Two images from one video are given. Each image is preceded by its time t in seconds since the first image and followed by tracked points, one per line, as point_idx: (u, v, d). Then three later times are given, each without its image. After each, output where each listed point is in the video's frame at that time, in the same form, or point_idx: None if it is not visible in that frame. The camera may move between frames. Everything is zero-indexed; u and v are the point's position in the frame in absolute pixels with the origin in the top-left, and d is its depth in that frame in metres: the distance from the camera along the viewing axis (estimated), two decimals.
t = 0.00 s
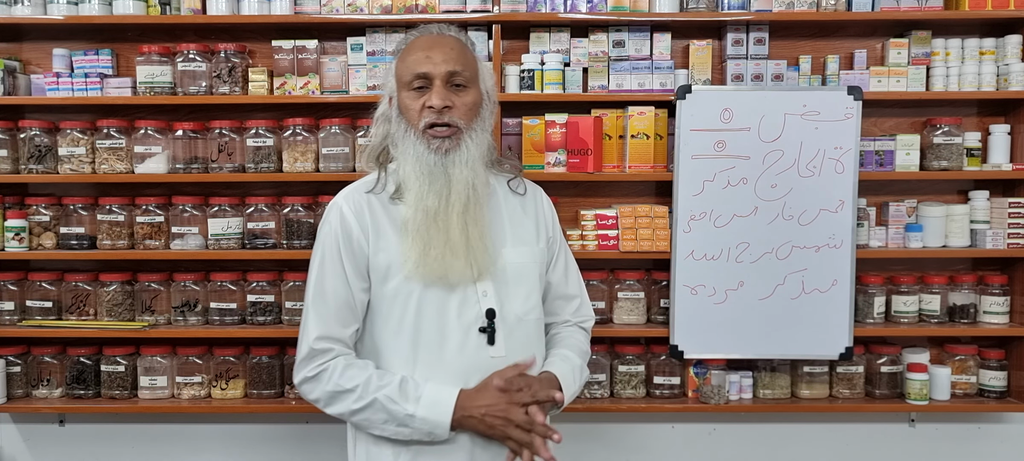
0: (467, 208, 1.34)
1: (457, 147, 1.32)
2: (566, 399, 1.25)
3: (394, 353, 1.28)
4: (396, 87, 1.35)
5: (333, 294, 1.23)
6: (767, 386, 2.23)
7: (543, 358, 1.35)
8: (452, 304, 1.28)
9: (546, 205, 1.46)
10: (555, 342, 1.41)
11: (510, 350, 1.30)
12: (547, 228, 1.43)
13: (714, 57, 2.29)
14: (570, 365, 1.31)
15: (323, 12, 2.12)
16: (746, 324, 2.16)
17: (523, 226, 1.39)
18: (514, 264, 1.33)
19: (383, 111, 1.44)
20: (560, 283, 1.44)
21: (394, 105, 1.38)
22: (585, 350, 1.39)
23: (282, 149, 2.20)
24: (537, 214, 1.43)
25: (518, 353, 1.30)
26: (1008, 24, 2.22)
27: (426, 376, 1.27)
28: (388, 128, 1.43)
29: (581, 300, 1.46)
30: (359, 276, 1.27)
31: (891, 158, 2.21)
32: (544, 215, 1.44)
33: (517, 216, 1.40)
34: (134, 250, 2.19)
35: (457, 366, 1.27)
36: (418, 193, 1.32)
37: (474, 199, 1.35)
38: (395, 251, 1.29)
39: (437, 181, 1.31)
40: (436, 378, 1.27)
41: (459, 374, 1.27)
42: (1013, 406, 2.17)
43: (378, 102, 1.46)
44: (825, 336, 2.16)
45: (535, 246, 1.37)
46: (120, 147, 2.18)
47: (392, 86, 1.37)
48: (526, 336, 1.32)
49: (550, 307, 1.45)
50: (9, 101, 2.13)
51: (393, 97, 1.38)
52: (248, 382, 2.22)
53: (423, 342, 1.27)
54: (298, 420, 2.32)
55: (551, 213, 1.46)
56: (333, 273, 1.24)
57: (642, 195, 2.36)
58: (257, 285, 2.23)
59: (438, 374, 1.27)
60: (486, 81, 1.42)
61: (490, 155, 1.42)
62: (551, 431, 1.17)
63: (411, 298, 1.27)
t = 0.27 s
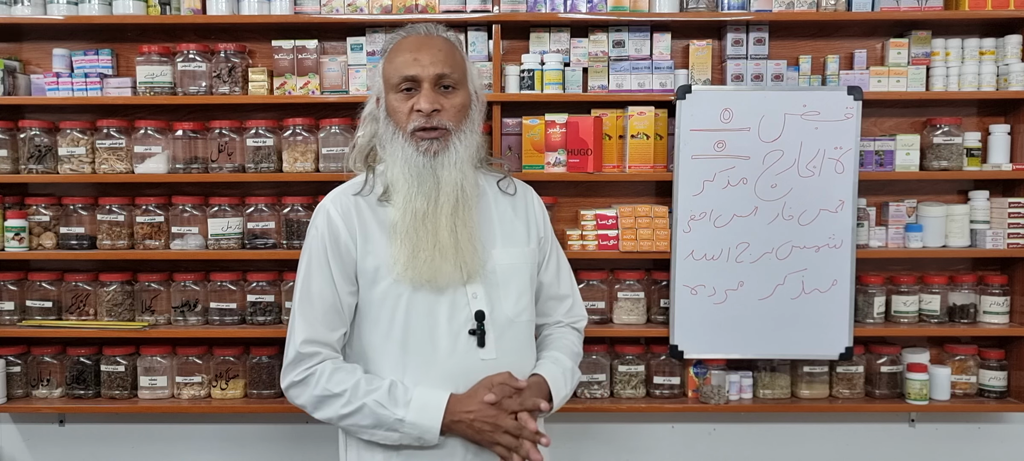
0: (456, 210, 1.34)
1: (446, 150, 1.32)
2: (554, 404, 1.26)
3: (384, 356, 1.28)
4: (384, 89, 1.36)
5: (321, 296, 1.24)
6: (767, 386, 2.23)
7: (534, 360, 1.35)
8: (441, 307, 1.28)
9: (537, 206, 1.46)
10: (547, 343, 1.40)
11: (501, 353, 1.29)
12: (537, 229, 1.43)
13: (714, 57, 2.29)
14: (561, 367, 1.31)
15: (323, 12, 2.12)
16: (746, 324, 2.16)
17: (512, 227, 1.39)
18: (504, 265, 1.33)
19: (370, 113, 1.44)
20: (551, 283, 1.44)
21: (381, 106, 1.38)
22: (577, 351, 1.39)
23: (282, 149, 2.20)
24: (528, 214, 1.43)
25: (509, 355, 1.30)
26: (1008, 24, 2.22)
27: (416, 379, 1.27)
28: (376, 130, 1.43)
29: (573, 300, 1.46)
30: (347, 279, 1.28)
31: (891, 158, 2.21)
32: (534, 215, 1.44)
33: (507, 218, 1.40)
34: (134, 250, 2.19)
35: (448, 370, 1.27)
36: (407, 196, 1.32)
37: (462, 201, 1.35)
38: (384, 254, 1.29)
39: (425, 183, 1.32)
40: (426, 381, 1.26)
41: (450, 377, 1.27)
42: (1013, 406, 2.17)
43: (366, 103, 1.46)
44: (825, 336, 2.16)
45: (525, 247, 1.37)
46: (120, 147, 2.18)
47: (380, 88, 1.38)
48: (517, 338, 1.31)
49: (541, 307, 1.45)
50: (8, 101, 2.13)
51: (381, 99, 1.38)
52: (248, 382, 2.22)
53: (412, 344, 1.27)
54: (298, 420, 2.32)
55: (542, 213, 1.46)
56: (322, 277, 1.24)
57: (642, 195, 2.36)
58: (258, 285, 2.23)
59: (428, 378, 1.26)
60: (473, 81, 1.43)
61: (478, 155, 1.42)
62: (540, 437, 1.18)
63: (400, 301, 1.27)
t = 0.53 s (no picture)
0: (453, 211, 1.34)
1: (442, 151, 1.32)
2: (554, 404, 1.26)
3: (383, 359, 1.27)
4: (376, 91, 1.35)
5: (319, 299, 1.23)
6: (767, 386, 2.23)
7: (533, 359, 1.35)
8: (439, 307, 1.28)
9: (532, 205, 1.46)
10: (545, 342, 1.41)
11: (500, 352, 1.29)
12: (533, 228, 1.43)
13: (714, 57, 2.29)
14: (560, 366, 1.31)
15: (322, 12, 2.12)
16: (746, 324, 2.16)
17: (508, 227, 1.39)
18: (500, 265, 1.33)
19: (364, 115, 1.44)
20: (548, 282, 1.44)
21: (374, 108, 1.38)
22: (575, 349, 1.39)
23: (282, 149, 2.20)
24: (523, 214, 1.43)
25: (508, 355, 1.30)
26: (1009, 24, 2.22)
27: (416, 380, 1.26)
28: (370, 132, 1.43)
29: (569, 299, 1.46)
30: (345, 281, 1.28)
31: (891, 158, 2.21)
32: (529, 214, 1.44)
33: (503, 218, 1.40)
34: (134, 250, 2.19)
35: (448, 370, 1.27)
36: (404, 197, 1.32)
37: (457, 202, 1.35)
38: (381, 256, 1.29)
39: (422, 184, 1.32)
40: (426, 382, 1.26)
41: (450, 377, 1.27)
42: (1013, 406, 2.17)
43: (359, 105, 1.46)
44: (825, 336, 2.16)
45: (521, 246, 1.37)
46: (120, 147, 2.18)
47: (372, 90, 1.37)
48: (515, 337, 1.31)
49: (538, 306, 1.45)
50: (8, 101, 2.13)
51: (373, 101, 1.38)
52: (248, 382, 2.22)
53: (411, 346, 1.27)
54: (298, 420, 2.32)
55: (537, 211, 1.46)
56: (319, 279, 1.24)
57: (642, 195, 2.36)
58: (257, 285, 2.23)
59: (428, 379, 1.26)
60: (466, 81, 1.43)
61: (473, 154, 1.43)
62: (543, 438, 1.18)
63: (398, 303, 1.27)
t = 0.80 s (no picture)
0: (453, 210, 1.34)
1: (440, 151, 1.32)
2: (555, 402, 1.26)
3: (383, 359, 1.27)
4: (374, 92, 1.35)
5: (319, 299, 1.23)
6: (767, 386, 2.23)
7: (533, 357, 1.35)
8: (439, 307, 1.28)
9: (530, 204, 1.46)
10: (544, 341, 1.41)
11: (500, 352, 1.29)
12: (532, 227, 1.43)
13: (714, 57, 2.29)
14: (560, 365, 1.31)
15: (323, 12, 2.12)
16: (746, 324, 2.16)
17: (507, 226, 1.39)
18: (499, 265, 1.34)
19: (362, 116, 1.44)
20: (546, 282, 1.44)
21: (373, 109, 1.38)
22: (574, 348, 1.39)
23: (282, 149, 2.20)
24: (521, 213, 1.43)
25: (508, 354, 1.30)
26: (1008, 24, 2.22)
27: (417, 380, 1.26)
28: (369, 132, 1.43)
29: (567, 298, 1.46)
30: (345, 281, 1.27)
31: (891, 158, 2.21)
32: (527, 214, 1.44)
33: (501, 217, 1.40)
34: (134, 250, 2.19)
35: (448, 369, 1.27)
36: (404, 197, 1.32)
37: (457, 201, 1.35)
38: (381, 256, 1.29)
39: (421, 184, 1.32)
40: (427, 382, 1.26)
41: (450, 376, 1.27)
42: (1012, 406, 2.17)
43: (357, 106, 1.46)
44: (825, 336, 2.16)
45: (520, 246, 1.37)
46: (120, 147, 2.18)
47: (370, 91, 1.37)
48: (515, 336, 1.32)
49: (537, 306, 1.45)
50: (8, 101, 2.13)
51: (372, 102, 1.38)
52: (248, 382, 2.22)
53: (411, 345, 1.27)
54: (298, 420, 2.32)
55: (535, 211, 1.46)
56: (320, 280, 1.24)
57: (642, 195, 2.36)
58: (258, 285, 2.23)
59: (429, 378, 1.26)
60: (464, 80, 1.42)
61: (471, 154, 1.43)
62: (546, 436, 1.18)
63: (398, 302, 1.27)
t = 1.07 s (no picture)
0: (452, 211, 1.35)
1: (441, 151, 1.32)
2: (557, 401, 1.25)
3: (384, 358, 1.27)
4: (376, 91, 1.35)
5: (320, 299, 1.23)
6: (767, 386, 2.23)
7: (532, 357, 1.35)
8: (440, 307, 1.28)
9: (529, 204, 1.46)
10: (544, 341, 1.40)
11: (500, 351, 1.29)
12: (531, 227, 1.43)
13: (714, 56, 2.29)
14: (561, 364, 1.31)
15: (322, 12, 2.12)
16: (746, 324, 2.16)
17: (507, 226, 1.39)
18: (499, 264, 1.34)
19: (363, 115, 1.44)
20: (546, 281, 1.44)
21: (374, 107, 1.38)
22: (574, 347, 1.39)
23: (282, 149, 2.20)
24: (521, 212, 1.44)
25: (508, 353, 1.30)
26: (1008, 24, 2.22)
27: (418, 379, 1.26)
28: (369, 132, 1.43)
29: (566, 297, 1.46)
30: (345, 281, 1.27)
31: (891, 158, 2.21)
32: (527, 213, 1.44)
33: (501, 217, 1.40)
34: (134, 249, 2.19)
35: (449, 369, 1.27)
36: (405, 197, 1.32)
37: (456, 201, 1.36)
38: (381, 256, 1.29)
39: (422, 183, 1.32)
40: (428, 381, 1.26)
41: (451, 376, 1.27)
42: (1012, 406, 2.17)
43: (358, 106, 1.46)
44: (825, 336, 2.16)
45: (519, 245, 1.37)
46: (120, 147, 2.18)
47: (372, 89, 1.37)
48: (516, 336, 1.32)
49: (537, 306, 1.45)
50: (8, 100, 2.13)
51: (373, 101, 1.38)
52: (248, 382, 2.22)
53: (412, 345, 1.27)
54: (298, 420, 2.32)
55: (534, 210, 1.46)
56: (320, 279, 1.24)
57: (642, 195, 2.36)
58: (257, 285, 2.23)
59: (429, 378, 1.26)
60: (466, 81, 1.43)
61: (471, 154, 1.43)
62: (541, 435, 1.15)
63: (399, 302, 1.27)
